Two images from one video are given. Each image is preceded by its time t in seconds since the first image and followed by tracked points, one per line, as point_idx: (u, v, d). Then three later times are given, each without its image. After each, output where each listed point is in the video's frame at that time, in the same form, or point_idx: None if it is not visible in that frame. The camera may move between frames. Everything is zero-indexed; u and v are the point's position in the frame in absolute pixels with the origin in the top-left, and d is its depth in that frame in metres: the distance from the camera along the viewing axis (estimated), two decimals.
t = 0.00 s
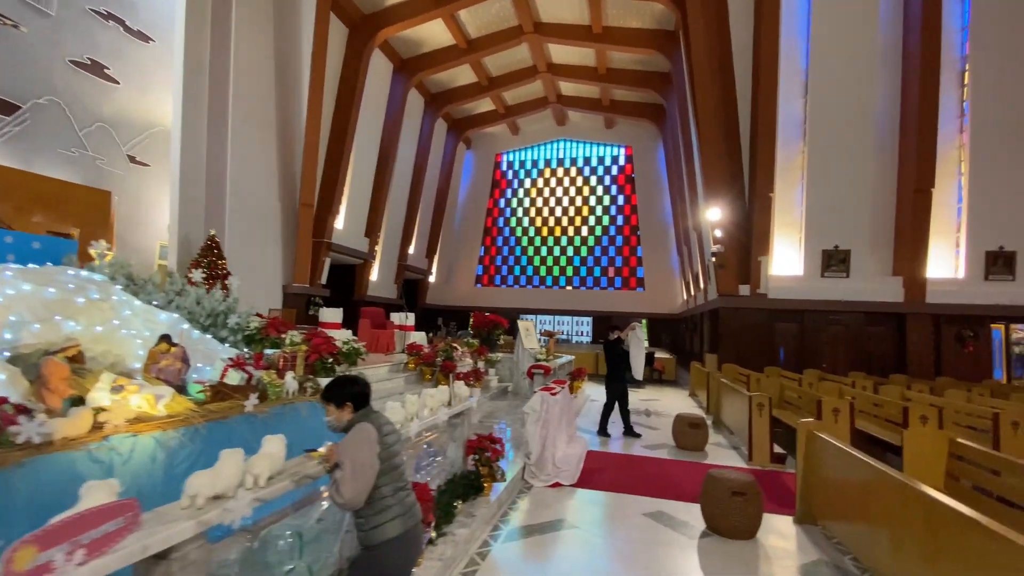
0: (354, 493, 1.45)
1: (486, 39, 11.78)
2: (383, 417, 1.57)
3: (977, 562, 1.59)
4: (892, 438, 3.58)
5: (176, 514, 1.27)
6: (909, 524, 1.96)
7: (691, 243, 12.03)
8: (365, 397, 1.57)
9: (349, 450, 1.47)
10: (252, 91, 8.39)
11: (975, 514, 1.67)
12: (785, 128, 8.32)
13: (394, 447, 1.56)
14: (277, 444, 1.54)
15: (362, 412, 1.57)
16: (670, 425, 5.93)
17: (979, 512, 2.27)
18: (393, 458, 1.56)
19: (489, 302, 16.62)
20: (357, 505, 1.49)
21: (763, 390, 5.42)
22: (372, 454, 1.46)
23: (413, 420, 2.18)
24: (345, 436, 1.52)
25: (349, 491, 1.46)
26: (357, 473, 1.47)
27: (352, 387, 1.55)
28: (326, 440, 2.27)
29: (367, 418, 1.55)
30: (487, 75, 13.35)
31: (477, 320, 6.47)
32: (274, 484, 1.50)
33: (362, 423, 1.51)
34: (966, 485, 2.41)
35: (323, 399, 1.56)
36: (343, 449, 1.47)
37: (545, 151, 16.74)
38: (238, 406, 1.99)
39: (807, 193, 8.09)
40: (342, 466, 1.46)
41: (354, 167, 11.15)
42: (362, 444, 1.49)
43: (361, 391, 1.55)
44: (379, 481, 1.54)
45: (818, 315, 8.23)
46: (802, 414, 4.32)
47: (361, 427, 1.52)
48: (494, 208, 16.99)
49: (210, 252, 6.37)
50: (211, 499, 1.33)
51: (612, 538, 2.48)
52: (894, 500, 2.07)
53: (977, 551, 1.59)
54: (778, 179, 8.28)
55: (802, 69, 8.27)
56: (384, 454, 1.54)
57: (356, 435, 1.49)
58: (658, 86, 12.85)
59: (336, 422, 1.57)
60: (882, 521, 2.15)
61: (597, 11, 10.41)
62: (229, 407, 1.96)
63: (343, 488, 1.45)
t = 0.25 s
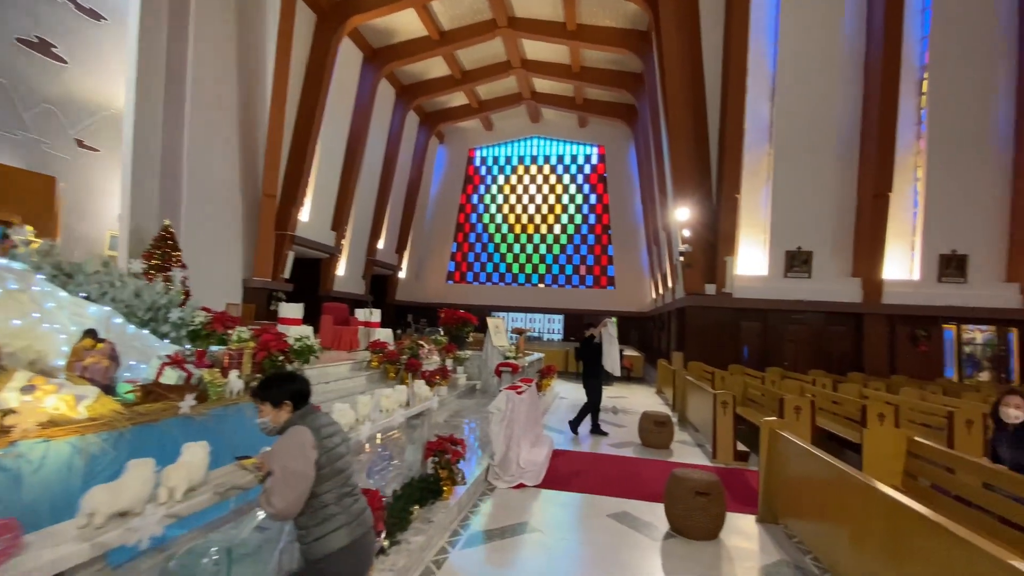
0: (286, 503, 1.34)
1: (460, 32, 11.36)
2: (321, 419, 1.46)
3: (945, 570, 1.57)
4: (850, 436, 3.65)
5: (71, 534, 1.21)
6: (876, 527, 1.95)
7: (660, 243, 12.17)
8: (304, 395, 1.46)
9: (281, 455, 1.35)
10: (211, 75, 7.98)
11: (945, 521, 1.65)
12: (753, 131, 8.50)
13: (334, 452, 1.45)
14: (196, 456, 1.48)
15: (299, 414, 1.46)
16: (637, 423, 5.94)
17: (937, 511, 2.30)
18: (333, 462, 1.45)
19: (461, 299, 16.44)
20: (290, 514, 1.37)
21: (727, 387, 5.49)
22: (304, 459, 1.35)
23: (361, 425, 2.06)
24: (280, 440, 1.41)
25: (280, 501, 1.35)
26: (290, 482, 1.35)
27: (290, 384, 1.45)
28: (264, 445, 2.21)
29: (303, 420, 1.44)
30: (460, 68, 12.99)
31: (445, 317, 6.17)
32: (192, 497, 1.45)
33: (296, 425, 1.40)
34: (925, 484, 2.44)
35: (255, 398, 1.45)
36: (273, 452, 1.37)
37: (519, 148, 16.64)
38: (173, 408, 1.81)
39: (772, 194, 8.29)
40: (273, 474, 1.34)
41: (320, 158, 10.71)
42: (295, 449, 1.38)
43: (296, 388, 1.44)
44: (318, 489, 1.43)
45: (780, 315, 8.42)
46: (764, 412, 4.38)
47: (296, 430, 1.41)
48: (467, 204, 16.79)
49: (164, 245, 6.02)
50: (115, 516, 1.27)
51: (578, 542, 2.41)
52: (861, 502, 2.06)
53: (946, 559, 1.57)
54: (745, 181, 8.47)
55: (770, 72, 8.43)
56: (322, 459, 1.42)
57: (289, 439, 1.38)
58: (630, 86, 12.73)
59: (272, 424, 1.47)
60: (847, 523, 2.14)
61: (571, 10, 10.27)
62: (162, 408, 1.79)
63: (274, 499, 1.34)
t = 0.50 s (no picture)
0: (228, 509, 1.22)
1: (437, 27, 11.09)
2: (266, 414, 1.34)
3: (923, 570, 1.55)
4: (824, 435, 3.66)
5: None
6: (853, 527, 1.93)
7: (637, 243, 12.24)
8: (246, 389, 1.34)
9: (220, 457, 1.23)
10: (174, 63, 7.61)
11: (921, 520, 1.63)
12: (728, 134, 8.61)
13: (280, 450, 1.30)
14: (122, 468, 1.35)
15: (242, 409, 1.34)
16: (614, 423, 5.90)
17: (910, 509, 2.31)
18: (279, 463, 1.30)
19: (437, 298, 16.24)
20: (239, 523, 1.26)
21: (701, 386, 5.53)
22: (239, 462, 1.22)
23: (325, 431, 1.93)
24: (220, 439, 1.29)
25: (222, 508, 1.22)
26: (231, 486, 1.23)
27: (229, 378, 1.33)
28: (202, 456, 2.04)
29: (245, 416, 1.32)
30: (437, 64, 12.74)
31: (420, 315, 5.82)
32: (119, 515, 1.32)
33: (236, 423, 1.28)
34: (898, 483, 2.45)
35: (192, 396, 1.34)
36: (208, 455, 1.24)
37: (497, 147, 16.53)
38: (113, 413, 1.67)
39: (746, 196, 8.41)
40: (211, 479, 1.22)
41: (291, 153, 10.38)
42: (236, 449, 1.25)
43: (235, 382, 1.33)
44: (265, 493, 1.30)
45: (753, 314, 8.54)
46: (739, 410, 4.41)
47: (237, 427, 1.29)
48: (444, 202, 16.60)
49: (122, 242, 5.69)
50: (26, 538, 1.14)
51: (553, 548, 2.32)
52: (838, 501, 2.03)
53: (925, 560, 1.55)
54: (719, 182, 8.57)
55: (744, 76, 8.57)
56: (268, 459, 1.29)
57: (228, 438, 1.26)
58: (609, 87, 12.74)
59: (213, 423, 1.36)
60: (825, 523, 2.12)
61: (550, 9, 10.20)
62: (103, 412, 1.64)
63: (216, 507, 1.22)
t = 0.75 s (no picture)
0: (157, 525, 1.02)
1: (416, 22, 10.86)
2: (206, 411, 1.13)
3: None
4: (805, 435, 3.64)
5: None
6: (847, 533, 1.86)
7: (616, 243, 12.26)
8: (182, 381, 1.15)
9: (146, 463, 1.03)
10: (137, 52, 7.24)
11: (920, 527, 1.57)
12: (707, 134, 8.64)
13: (221, 453, 1.10)
14: (36, 491, 1.12)
15: (178, 405, 1.14)
16: (595, 424, 5.84)
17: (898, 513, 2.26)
18: (221, 467, 1.10)
19: (415, 298, 16.01)
20: (172, 539, 1.06)
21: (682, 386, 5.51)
22: (168, 467, 1.01)
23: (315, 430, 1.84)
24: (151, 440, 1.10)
25: (152, 523, 1.02)
26: (160, 498, 1.02)
27: (164, 369, 1.14)
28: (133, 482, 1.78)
29: (181, 413, 1.12)
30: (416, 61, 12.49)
31: (396, 314, 5.62)
32: (30, 550, 1.07)
33: (166, 422, 1.08)
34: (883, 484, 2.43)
35: (124, 392, 1.15)
36: (134, 459, 1.04)
37: (476, 145, 16.38)
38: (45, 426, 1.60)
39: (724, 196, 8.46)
40: (137, 489, 1.03)
41: (263, 148, 10.04)
42: (166, 452, 1.05)
43: (170, 373, 1.13)
44: (205, 504, 1.10)
45: (730, 314, 8.62)
46: (720, 411, 4.38)
47: (170, 425, 1.09)
48: (422, 201, 16.37)
49: (79, 240, 5.35)
50: None
51: (535, 561, 2.21)
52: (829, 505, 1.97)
53: (925, 568, 1.48)
54: (698, 182, 8.61)
55: (723, 78, 8.62)
56: (205, 463, 1.08)
57: (157, 439, 1.05)
58: (589, 87, 12.71)
59: (148, 423, 1.17)
60: (817, 527, 2.05)
61: (530, 7, 10.07)
62: (33, 425, 1.59)
63: (144, 522, 1.02)
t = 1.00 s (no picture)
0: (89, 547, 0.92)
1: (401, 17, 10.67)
2: (149, 419, 1.02)
3: None
4: (795, 434, 3.61)
5: None
6: (845, 534, 1.81)
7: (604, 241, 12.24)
8: (124, 384, 1.04)
9: (78, 477, 0.93)
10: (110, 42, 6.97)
11: (917, 529, 1.53)
12: (694, 132, 8.63)
13: (163, 469, 0.99)
14: None
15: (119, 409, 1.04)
16: (583, 424, 5.77)
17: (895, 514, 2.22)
18: (163, 484, 0.99)
19: (402, 296, 15.83)
20: (108, 563, 0.97)
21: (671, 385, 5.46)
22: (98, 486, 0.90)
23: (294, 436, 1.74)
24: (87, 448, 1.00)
25: (85, 544, 0.93)
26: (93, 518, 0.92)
27: (104, 371, 1.03)
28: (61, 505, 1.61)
29: (122, 419, 1.02)
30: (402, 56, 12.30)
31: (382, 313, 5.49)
32: None
33: (102, 433, 0.97)
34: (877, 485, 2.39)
35: (63, 389, 1.06)
36: (66, 472, 0.94)
37: (463, 143, 16.23)
38: None
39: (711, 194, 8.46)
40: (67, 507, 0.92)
41: (244, 143, 9.80)
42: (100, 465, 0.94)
43: (110, 374, 1.03)
44: (146, 523, 0.99)
45: (718, 312, 8.62)
46: (710, 410, 4.34)
47: (108, 433, 0.99)
48: (409, 198, 16.18)
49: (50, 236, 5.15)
50: None
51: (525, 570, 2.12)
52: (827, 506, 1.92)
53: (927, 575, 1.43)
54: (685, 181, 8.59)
55: (710, 76, 8.62)
56: (145, 480, 0.98)
57: (92, 449, 0.95)
58: (577, 84, 12.63)
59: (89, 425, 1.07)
60: (813, 530, 2.00)
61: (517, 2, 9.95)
62: None
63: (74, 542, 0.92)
